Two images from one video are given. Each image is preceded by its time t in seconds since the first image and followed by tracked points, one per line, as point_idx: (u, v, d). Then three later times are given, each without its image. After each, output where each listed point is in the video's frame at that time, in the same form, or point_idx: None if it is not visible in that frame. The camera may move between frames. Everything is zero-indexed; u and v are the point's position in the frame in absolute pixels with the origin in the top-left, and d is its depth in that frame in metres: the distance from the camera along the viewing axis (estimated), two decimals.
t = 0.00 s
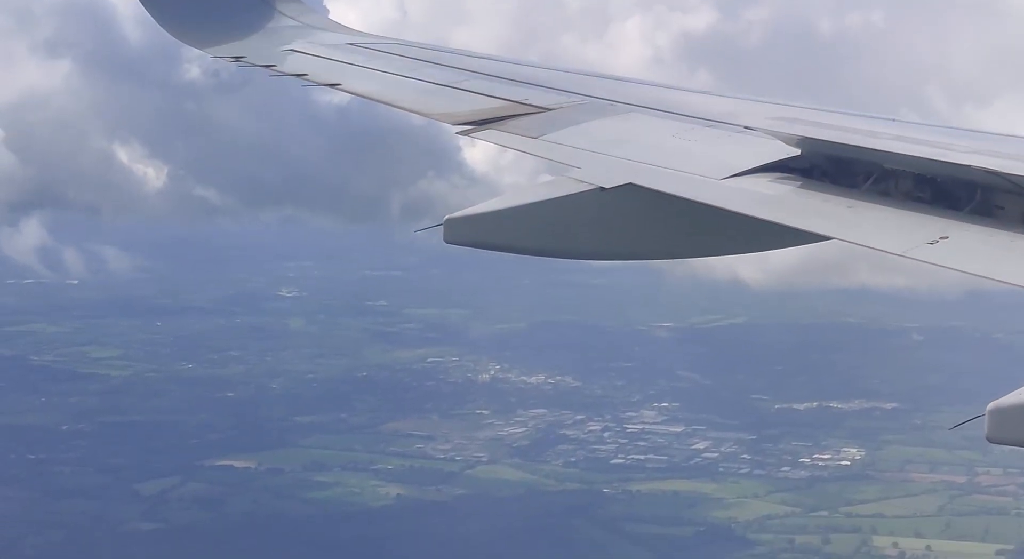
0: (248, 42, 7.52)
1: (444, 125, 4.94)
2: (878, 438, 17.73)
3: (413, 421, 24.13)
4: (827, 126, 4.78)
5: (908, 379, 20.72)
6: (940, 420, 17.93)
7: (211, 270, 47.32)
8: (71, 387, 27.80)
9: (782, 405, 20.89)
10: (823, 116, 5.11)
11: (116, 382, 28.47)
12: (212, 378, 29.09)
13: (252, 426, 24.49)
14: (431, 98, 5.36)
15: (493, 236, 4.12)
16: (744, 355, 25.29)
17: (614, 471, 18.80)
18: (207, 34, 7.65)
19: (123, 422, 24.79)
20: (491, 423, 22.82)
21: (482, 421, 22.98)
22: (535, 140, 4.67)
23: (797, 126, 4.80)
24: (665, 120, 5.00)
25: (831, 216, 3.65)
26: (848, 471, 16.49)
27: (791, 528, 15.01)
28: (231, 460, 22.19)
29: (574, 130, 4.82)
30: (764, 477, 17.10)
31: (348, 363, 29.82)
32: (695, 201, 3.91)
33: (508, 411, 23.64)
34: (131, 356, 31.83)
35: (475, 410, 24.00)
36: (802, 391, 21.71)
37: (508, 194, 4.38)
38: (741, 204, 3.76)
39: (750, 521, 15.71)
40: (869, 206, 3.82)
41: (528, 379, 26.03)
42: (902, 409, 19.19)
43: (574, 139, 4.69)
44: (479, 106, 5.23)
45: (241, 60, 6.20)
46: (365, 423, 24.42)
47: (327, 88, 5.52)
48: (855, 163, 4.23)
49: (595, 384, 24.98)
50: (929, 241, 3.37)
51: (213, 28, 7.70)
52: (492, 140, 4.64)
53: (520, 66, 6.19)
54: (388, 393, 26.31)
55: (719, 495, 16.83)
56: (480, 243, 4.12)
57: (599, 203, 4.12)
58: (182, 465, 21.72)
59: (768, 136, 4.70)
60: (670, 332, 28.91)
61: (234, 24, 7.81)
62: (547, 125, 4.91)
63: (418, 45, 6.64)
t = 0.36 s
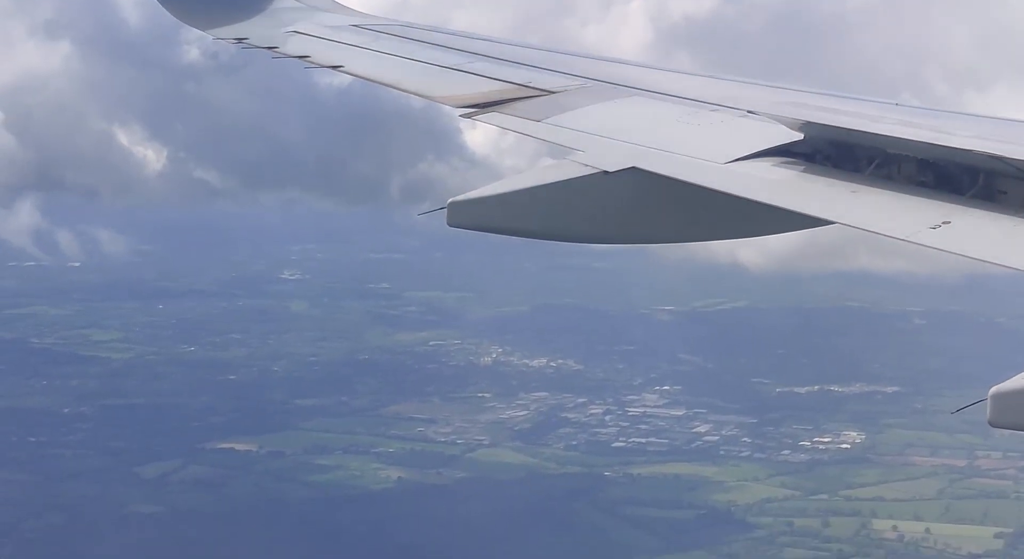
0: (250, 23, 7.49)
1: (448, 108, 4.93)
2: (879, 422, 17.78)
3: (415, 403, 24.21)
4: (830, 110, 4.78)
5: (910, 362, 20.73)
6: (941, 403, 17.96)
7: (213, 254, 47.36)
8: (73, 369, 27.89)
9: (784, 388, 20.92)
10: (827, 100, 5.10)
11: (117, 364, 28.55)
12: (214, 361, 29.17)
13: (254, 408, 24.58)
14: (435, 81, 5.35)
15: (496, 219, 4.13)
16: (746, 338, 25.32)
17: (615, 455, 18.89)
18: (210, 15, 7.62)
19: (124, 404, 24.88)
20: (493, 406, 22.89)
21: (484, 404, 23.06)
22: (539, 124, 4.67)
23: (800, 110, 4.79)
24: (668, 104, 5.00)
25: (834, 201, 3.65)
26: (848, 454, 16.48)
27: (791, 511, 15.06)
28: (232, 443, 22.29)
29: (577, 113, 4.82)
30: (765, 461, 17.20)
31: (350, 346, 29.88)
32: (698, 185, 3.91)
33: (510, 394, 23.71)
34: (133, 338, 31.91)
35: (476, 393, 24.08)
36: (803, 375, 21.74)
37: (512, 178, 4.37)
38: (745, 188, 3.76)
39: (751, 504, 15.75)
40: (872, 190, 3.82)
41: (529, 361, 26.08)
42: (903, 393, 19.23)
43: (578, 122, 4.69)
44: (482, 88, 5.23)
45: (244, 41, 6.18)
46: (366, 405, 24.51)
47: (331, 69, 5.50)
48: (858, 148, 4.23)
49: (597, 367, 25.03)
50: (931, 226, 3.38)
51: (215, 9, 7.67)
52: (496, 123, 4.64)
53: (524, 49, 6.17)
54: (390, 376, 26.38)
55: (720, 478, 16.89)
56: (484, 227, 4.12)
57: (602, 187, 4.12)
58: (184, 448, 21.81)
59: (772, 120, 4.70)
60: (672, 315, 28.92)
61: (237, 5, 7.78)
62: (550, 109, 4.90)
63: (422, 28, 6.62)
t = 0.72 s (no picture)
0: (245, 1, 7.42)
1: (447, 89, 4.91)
2: (874, 397, 17.88)
3: (412, 379, 24.29)
4: (828, 89, 4.77)
5: (905, 338, 20.82)
6: (936, 379, 18.07)
7: (210, 230, 47.32)
8: (69, 345, 27.92)
9: (779, 363, 21.01)
10: (825, 78, 5.08)
11: (113, 340, 28.59)
12: (210, 336, 29.21)
13: (251, 385, 24.65)
14: (433, 62, 5.32)
15: (493, 200, 4.12)
16: (743, 313, 25.40)
17: (611, 430, 19.01)
18: None
19: (120, 380, 24.94)
20: (489, 382, 22.99)
21: (481, 380, 23.16)
22: (537, 104, 4.66)
23: (798, 89, 4.78)
24: (666, 84, 4.98)
25: (831, 180, 3.66)
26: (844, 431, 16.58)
27: (785, 486, 15.16)
28: (228, 419, 22.36)
29: (575, 93, 4.81)
30: (760, 437, 17.36)
31: (347, 322, 29.92)
32: (697, 164, 3.90)
33: (506, 370, 23.80)
34: (129, 314, 31.93)
35: (472, 369, 24.17)
36: (799, 350, 21.85)
37: (511, 158, 4.36)
38: (743, 168, 3.76)
39: (745, 479, 15.85)
40: (871, 169, 3.82)
41: (526, 337, 26.16)
42: (898, 368, 19.33)
43: (575, 102, 4.68)
44: (481, 70, 5.20)
45: (241, 22, 6.13)
46: (363, 381, 24.60)
47: (329, 49, 5.46)
48: (856, 128, 4.23)
49: (593, 343, 25.12)
50: (929, 204, 3.38)
51: None
52: (495, 103, 4.63)
53: (523, 29, 6.13)
54: (387, 352, 26.46)
55: (715, 454, 17.00)
56: (482, 207, 4.12)
57: (602, 166, 4.11)
58: (181, 424, 21.89)
59: (769, 99, 4.70)
60: (668, 290, 28.98)
61: None
62: (549, 89, 4.89)
63: (420, 7, 6.58)
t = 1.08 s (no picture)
0: None
1: (438, 73, 4.87)
2: (864, 376, 17.98)
3: (403, 358, 24.31)
4: (821, 71, 4.75)
5: (895, 317, 20.91)
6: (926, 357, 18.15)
7: (200, 210, 47.11)
8: (58, 324, 27.83)
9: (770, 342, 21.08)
10: (817, 61, 5.06)
11: (103, 319, 28.50)
12: (200, 316, 29.16)
13: (242, 365, 24.63)
14: (425, 46, 5.28)
15: (485, 183, 4.10)
16: (733, 292, 25.47)
17: (602, 409, 19.08)
18: None
19: (109, 360, 24.89)
20: (480, 362, 23.04)
21: (471, 360, 23.19)
22: (529, 87, 4.64)
23: (791, 71, 4.77)
24: (657, 67, 4.96)
25: (823, 162, 3.66)
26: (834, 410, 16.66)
27: (776, 465, 15.26)
28: (219, 399, 22.35)
29: (567, 76, 4.78)
30: (750, 416, 17.51)
31: (338, 301, 29.89)
32: (689, 147, 3.90)
33: (497, 350, 23.83)
34: (119, 294, 31.83)
35: (462, 348, 24.21)
36: (789, 329, 21.93)
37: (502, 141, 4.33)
38: (736, 151, 3.75)
39: (735, 459, 15.93)
40: (863, 152, 3.81)
41: (517, 316, 26.19)
42: (889, 347, 19.41)
43: (567, 85, 4.66)
44: (473, 54, 5.16)
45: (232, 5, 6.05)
46: (354, 361, 24.60)
47: (320, 33, 5.40)
48: (848, 110, 4.23)
49: (583, 322, 25.17)
50: (922, 187, 3.38)
51: None
52: (486, 86, 4.60)
53: (515, 12, 6.08)
54: (378, 331, 26.45)
55: (705, 433, 17.09)
56: (474, 191, 4.10)
57: (594, 149, 4.10)
58: (172, 404, 21.87)
59: (762, 81, 4.68)
60: (659, 269, 29.00)
61: None
62: (541, 72, 4.86)
63: None
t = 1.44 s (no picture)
0: None
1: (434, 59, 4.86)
2: (856, 358, 18.07)
3: (397, 342, 24.33)
4: (817, 57, 4.75)
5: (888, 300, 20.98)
6: (919, 340, 18.22)
7: (194, 194, 47.00)
8: (51, 307, 27.78)
9: (763, 326, 21.15)
10: (813, 47, 5.05)
11: (96, 302, 28.45)
12: (193, 299, 29.13)
13: (235, 349, 24.63)
14: (420, 31, 5.25)
15: (482, 169, 4.08)
16: (726, 276, 25.53)
17: (595, 392, 19.16)
18: None
19: (103, 344, 24.85)
20: (474, 345, 23.08)
21: (465, 343, 23.23)
22: (525, 73, 4.63)
23: (787, 57, 4.77)
24: (654, 52, 4.95)
25: (819, 147, 3.66)
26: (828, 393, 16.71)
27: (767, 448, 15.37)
28: (212, 382, 22.35)
29: (563, 62, 4.77)
30: (743, 397, 17.69)
31: (331, 285, 29.87)
32: (686, 133, 3.90)
33: (490, 333, 23.86)
34: (112, 277, 31.78)
35: (455, 331, 24.26)
36: (783, 312, 22.00)
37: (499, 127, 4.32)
38: (732, 136, 3.75)
39: (727, 442, 16.02)
40: (858, 137, 3.83)
41: (511, 300, 26.21)
42: (884, 330, 19.47)
43: (564, 71, 4.65)
44: (468, 39, 5.15)
45: None
46: (347, 344, 24.62)
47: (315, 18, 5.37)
48: (844, 96, 4.24)
49: (577, 305, 25.21)
50: (916, 172, 3.38)
51: None
52: (483, 72, 4.59)
53: None
54: (372, 315, 26.45)
55: (697, 416, 17.19)
56: (470, 176, 4.08)
57: (591, 135, 4.10)
58: (165, 387, 21.87)
59: (758, 67, 4.68)
60: (653, 253, 29.01)
61: None
62: (537, 58, 4.85)
63: None
